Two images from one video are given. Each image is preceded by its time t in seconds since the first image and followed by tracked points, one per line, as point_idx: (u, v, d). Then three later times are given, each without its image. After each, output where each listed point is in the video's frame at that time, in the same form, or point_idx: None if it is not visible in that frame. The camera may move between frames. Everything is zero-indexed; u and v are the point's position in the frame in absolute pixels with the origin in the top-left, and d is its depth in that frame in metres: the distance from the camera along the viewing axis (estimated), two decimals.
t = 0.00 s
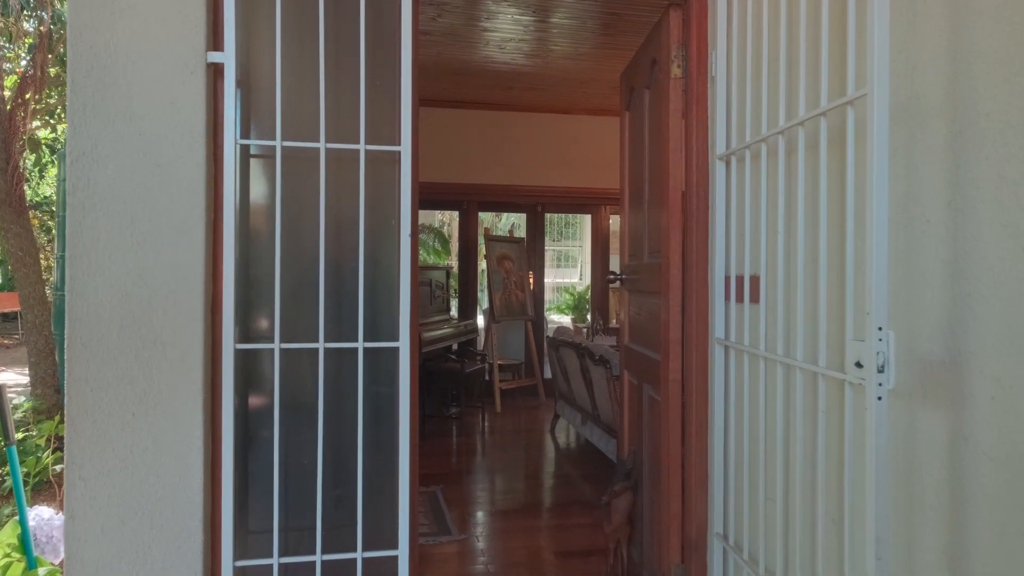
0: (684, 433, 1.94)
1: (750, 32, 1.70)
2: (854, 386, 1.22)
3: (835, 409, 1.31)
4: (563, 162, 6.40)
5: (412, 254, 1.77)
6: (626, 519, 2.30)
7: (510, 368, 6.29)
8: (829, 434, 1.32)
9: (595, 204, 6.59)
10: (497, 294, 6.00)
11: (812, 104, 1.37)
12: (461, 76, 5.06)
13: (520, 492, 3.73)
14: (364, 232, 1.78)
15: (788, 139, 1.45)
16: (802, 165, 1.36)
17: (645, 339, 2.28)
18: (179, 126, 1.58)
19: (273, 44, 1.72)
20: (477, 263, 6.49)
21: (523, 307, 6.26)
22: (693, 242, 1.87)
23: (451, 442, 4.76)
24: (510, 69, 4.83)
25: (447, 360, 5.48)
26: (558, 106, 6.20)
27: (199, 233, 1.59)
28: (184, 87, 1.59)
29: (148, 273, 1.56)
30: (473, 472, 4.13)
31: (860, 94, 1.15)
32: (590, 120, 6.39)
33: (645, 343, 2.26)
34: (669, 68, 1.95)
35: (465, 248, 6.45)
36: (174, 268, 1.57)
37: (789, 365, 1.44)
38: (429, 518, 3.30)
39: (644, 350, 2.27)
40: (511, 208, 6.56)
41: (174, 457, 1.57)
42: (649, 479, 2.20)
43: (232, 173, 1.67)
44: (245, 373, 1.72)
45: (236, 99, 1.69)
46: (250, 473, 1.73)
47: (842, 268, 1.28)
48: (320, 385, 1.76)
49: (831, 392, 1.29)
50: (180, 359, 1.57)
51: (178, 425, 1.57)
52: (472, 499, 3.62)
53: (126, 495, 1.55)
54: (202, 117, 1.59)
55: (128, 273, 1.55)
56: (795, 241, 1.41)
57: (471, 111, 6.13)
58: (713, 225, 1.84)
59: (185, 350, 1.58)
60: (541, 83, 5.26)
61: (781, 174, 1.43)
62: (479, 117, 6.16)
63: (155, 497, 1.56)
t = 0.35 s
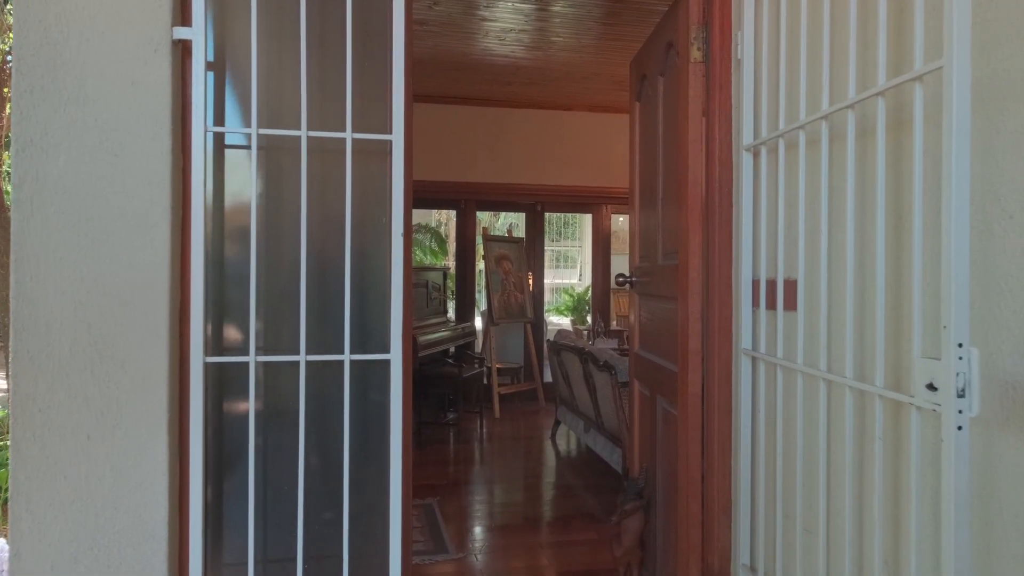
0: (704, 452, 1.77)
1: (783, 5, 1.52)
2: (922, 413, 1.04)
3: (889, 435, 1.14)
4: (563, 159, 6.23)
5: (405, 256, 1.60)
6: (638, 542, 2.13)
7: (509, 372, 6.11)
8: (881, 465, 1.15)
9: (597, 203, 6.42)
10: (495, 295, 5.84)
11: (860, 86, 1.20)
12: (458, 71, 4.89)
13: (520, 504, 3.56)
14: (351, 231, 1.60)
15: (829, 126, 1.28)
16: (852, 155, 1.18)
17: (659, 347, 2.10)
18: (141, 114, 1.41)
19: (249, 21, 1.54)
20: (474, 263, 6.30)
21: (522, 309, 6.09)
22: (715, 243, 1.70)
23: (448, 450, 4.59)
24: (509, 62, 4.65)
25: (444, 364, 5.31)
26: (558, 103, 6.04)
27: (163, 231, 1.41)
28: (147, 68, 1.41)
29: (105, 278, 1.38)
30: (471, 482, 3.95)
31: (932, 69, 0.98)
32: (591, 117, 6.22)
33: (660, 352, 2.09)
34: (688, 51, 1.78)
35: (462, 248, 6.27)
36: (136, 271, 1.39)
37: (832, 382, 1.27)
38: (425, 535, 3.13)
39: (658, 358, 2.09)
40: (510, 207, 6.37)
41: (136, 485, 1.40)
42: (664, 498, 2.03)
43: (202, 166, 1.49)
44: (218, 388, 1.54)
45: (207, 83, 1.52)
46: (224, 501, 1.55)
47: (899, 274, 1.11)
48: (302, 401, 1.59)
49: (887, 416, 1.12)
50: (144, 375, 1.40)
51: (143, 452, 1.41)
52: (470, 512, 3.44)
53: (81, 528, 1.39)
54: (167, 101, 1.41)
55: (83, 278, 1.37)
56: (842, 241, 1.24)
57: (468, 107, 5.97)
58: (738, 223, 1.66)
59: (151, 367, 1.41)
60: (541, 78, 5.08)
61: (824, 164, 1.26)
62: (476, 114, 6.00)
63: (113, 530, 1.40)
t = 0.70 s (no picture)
0: (722, 465, 1.60)
1: None
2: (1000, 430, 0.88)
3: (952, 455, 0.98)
4: (559, 155, 6.08)
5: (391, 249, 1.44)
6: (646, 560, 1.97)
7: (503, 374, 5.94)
8: (938, 487, 1.00)
9: (593, 200, 6.27)
10: (490, 296, 5.67)
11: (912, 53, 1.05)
12: (451, 62, 4.73)
13: (516, 514, 3.39)
14: (332, 222, 1.45)
15: (872, 99, 1.13)
16: (903, 130, 1.03)
17: (668, 349, 1.94)
18: (96, 88, 1.26)
19: None
20: (468, 263, 6.13)
21: (518, 309, 5.93)
22: (734, 234, 1.54)
23: (440, 456, 4.41)
24: (504, 53, 4.49)
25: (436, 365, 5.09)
26: (554, 97, 5.89)
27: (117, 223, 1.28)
28: (99, 40, 1.26)
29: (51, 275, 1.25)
30: (466, 489, 3.79)
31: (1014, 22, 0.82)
32: (587, 113, 6.09)
33: (670, 354, 1.93)
34: (704, 24, 1.62)
35: (455, 246, 6.10)
36: (85, 268, 1.26)
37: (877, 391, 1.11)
38: (417, 548, 2.95)
39: (668, 361, 1.93)
40: (505, 205, 6.21)
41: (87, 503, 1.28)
42: (674, 513, 1.87)
43: (161, 148, 1.34)
44: (181, 397, 1.38)
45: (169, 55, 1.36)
46: (189, 522, 1.40)
47: (962, 267, 0.96)
48: (276, 412, 1.42)
49: (947, 432, 0.97)
50: (94, 383, 1.27)
51: (102, 465, 1.28)
52: (463, 523, 3.27)
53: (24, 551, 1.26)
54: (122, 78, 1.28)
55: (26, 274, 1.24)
56: (896, 232, 1.09)
57: (462, 101, 5.82)
58: (761, 212, 1.50)
59: (105, 370, 1.27)
60: (537, 70, 4.92)
61: (869, 143, 1.11)
62: (470, 109, 5.85)
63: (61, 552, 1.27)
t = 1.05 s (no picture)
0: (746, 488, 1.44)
1: None
2: None
3: None
4: (557, 152, 5.92)
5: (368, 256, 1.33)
6: None
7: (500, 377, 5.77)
8: (1023, 531, 0.85)
9: (592, 199, 6.12)
10: (487, 297, 5.50)
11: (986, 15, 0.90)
12: (447, 55, 4.58)
13: (512, 526, 3.23)
14: (302, 225, 1.34)
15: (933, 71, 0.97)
16: (976, 101, 0.87)
17: (679, 359, 1.79)
18: (32, 71, 1.14)
19: None
20: (464, 263, 5.96)
21: (515, 310, 5.77)
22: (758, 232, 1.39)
23: (435, 465, 4.23)
24: (502, 45, 4.34)
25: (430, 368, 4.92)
26: (552, 92, 5.76)
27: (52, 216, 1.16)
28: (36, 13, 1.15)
29: None
30: (462, 501, 3.61)
31: None
32: (585, 109, 5.94)
33: (681, 365, 1.77)
34: None
35: (451, 247, 5.93)
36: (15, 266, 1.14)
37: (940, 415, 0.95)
38: (408, 565, 2.78)
39: (680, 370, 1.77)
40: (502, 203, 6.04)
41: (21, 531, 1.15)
42: (688, 537, 1.71)
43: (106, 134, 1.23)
44: (133, 416, 1.27)
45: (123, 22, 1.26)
46: (138, 553, 1.29)
47: None
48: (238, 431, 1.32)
49: None
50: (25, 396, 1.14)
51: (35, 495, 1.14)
52: (458, 536, 3.11)
53: None
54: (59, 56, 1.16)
55: None
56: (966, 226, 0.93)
57: (458, 97, 5.68)
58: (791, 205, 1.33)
59: (39, 385, 1.14)
60: (535, 64, 4.77)
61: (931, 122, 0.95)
62: (466, 104, 5.70)
63: None
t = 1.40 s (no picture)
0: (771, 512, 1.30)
1: None
2: None
3: None
4: (558, 150, 5.78)
5: (347, 268, 1.31)
6: None
7: (500, 381, 5.62)
8: None
9: (594, 197, 5.98)
10: (486, 298, 5.36)
11: None
12: (444, 49, 4.44)
13: (512, 539, 3.09)
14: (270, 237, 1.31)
15: (1007, 36, 0.83)
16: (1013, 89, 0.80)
17: (692, 368, 1.65)
18: None
19: None
20: (463, 263, 5.81)
21: (515, 311, 5.62)
22: (785, 228, 1.25)
23: (433, 473, 4.07)
24: (501, 38, 4.19)
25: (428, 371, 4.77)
26: (553, 88, 5.63)
27: None
28: None
29: None
30: (461, 511, 3.46)
31: None
32: (587, 106, 5.81)
33: (694, 374, 1.63)
34: None
35: (450, 247, 5.79)
36: None
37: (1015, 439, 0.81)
38: None
39: (693, 380, 1.63)
40: (501, 203, 5.90)
41: None
42: (704, 562, 1.56)
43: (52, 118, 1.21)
44: (84, 434, 1.24)
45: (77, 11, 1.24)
46: (92, 575, 1.25)
47: None
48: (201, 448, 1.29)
49: None
50: None
51: None
52: (455, 550, 2.96)
53: None
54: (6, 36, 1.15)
55: None
56: None
57: (456, 93, 5.54)
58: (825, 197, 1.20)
59: None
60: (536, 58, 4.63)
61: (1005, 100, 0.81)
62: (464, 101, 5.57)
63: None
